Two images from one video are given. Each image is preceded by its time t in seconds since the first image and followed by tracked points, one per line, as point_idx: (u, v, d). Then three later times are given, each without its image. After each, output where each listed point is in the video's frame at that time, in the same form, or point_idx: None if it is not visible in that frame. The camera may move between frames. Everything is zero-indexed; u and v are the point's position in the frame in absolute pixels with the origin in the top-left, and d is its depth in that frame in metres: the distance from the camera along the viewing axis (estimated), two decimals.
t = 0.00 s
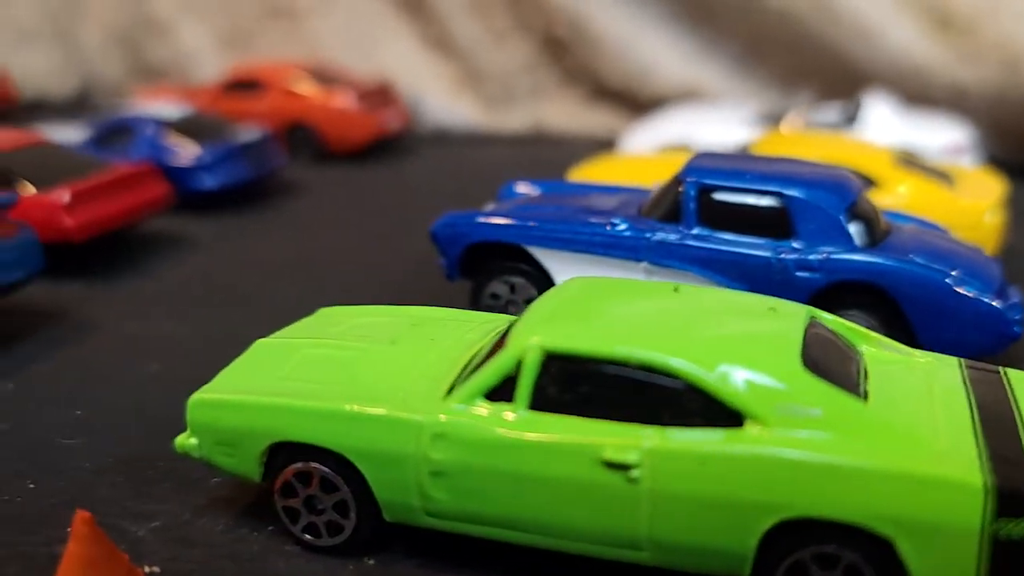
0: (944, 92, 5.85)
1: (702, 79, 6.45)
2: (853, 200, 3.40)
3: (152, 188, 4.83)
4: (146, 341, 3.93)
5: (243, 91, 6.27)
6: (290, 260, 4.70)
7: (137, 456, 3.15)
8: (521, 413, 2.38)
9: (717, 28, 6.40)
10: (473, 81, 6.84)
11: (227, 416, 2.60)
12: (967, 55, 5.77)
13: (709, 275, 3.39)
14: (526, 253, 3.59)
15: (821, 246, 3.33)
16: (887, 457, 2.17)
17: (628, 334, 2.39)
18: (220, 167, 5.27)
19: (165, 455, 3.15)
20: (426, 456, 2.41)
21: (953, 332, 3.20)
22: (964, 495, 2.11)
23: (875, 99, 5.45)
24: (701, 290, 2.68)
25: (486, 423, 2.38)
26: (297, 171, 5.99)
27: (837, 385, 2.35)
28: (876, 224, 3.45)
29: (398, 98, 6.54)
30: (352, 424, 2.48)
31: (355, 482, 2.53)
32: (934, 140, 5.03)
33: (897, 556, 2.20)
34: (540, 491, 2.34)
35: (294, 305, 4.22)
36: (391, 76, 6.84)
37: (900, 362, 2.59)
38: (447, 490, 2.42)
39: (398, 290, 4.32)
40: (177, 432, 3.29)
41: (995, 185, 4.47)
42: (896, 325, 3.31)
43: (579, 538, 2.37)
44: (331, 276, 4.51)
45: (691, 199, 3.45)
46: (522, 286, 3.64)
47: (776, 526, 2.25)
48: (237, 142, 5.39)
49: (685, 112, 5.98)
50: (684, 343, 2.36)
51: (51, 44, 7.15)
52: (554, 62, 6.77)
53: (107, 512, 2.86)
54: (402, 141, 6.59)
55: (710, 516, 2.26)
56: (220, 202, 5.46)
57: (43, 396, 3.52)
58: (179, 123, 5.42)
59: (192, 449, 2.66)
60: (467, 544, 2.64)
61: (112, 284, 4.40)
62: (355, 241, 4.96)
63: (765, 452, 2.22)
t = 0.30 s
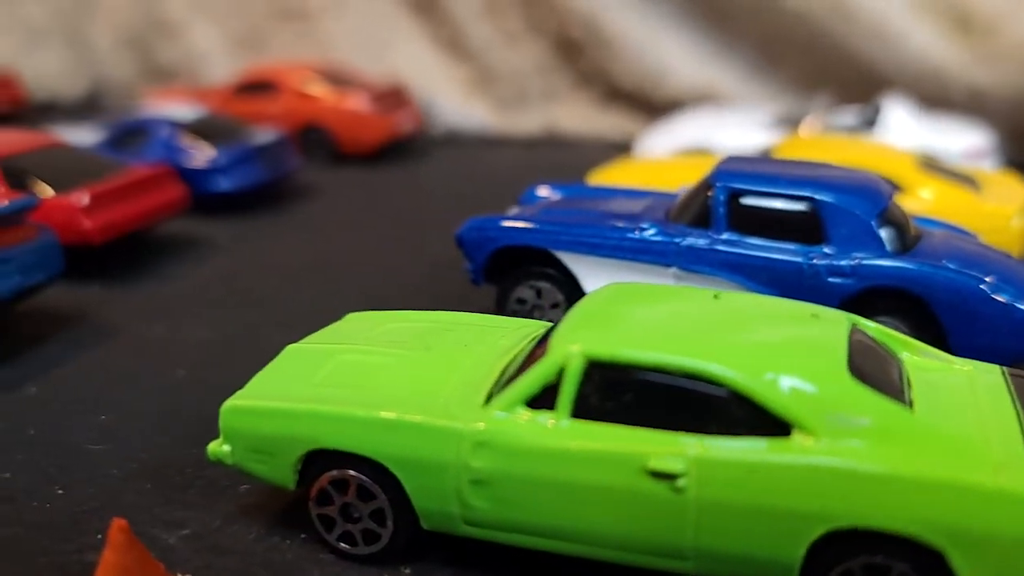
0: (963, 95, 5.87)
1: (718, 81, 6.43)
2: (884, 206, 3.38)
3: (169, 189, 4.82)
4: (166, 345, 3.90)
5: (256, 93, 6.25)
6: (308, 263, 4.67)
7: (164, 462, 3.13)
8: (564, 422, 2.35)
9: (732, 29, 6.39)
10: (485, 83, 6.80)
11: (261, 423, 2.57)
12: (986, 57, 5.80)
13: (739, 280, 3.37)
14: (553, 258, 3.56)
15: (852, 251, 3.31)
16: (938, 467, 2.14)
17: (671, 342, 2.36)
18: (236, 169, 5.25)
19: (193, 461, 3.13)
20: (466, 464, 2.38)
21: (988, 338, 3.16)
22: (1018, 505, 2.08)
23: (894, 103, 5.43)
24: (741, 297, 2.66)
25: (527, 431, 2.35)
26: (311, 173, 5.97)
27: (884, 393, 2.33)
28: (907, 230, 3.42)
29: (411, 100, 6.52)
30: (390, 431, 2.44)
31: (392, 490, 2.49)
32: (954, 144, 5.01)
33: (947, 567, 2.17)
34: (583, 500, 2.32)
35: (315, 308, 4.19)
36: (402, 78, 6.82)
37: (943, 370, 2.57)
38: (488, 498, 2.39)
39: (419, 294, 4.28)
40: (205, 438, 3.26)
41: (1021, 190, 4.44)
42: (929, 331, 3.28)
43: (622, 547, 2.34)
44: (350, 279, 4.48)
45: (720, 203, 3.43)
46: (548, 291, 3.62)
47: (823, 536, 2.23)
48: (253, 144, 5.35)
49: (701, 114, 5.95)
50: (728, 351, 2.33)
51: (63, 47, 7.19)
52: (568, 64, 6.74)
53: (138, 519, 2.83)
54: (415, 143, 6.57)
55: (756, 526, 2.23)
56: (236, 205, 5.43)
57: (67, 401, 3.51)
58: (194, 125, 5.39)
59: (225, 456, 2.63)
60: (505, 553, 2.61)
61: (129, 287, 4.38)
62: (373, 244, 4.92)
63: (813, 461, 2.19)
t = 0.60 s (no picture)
0: (992, 95, 5.96)
1: (743, 82, 6.42)
2: (930, 210, 3.31)
3: (195, 190, 4.78)
4: (195, 349, 3.85)
5: (274, 94, 6.21)
6: (335, 266, 4.61)
7: (202, 471, 3.07)
8: (624, 432, 2.30)
9: (753, 29, 6.38)
10: (503, 83, 6.76)
11: (308, 433, 2.51)
12: (1014, 57, 5.88)
13: (784, 285, 3.31)
14: (592, 262, 3.51)
15: (899, 256, 3.25)
16: (1014, 478, 2.08)
17: (733, 350, 2.31)
18: (258, 171, 5.20)
19: (231, 470, 3.07)
20: (522, 475, 2.33)
21: None
22: None
23: (922, 103, 5.38)
24: (797, 303, 2.61)
25: (586, 441, 2.30)
26: (331, 175, 5.92)
27: (953, 402, 2.27)
28: (953, 233, 3.36)
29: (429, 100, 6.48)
30: (444, 442, 2.39)
31: (445, 500, 2.44)
32: (985, 145, 4.96)
33: None
34: (646, 513, 2.27)
35: (344, 311, 4.13)
36: (420, 78, 6.76)
37: (1006, 377, 2.51)
38: (546, 510, 2.34)
39: (449, 296, 4.23)
40: (242, 446, 3.20)
41: None
42: (977, 334, 3.24)
43: (685, 560, 2.29)
44: (377, 282, 4.42)
45: (763, 208, 3.38)
46: (586, 295, 3.56)
47: (893, 549, 2.18)
48: (274, 146, 5.31)
49: (726, 115, 5.92)
50: (792, 359, 2.28)
51: (79, 48, 7.15)
52: (586, 65, 6.70)
53: (178, 530, 2.78)
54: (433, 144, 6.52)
55: (824, 539, 2.18)
56: (257, 208, 5.38)
57: (99, 409, 3.46)
58: (214, 127, 5.35)
59: (271, 466, 2.57)
60: (559, 565, 2.55)
61: (156, 290, 4.33)
62: (398, 247, 4.86)
63: (884, 473, 2.14)
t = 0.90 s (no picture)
0: None
1: (767, 85, 6.41)
2: (981, 215, 3.23)
3: (222, 194, 4.74)
4: (228, 355, 3.80)
5: (295, 96, 6.19)
6: (363, 269, 4.56)
7: (243, 480, 3.02)
8: (689, 443, 2.25)
9: (778, 30, 6.36)
10: (524, 85, 6.73)
11: (361, 443, 2.45)
12: None
13: (830, 290, 3.27)
14: (634, 266, 3.46)
15: (949, 261, 3.19)
16: None
17: (800, 359, 2.26)
18: (283, 174, 5.16)
19: (272, 479, 3.02)
20: (584, 486, 2.28)
21: None
22: None
23: (954, 105, 5.34)
24: (859, 310, 2.55)
25: (650, 452, 2.25)
26: (354, 177, 5.88)
27: None
28: (1004, 239, 3.28)
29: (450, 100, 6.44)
30: (503, 452, 2.33)
31: (503, 512, 2.39)
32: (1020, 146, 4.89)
33: None
34: (712, 525, 2.22)
35: (377, 315, 4.09)
36: (441, 79, 6.72)
37: None
38: (608, 522, 2.29)
39: (482, 300, 4.17)
40: (282, 454, 3.15)
41: None
42: None
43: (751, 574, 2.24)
44: (408, 286, 4.37)
45: (809, 212, 3.33)
46: (627, 300, 3.51)
47: (968, 564, 2.12)
48: (299, 149, 5.27)
49: (753, 118, 5.89)
50: (861, 368, 2.22)
51: (96, 49, 7.12)
52: (609, 66, 6.68)
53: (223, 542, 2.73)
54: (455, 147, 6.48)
55: (896, 553, 2.13)
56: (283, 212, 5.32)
57: (133, 416, 3.42)
58: (237, 129, 5.32)
59: (322, 476, 2.52)
60: None
61: (184, 295, 4.29)
62: (426, 251, 4.81)
63: (959, 486, 2.08)
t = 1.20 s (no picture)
0: None
1: (793, 89, 6.43)
2: None
3: (248, 199, 4.69)
4: (261, 360, 3.75)
5: (317, 98, 6.22)
6: (392, 276, 4.53)
7: (282, 490, 2.97)
8: (753, 458, 2.19)
9: (801, 34, 6.40)
10: (548, 89, 6.75)
11: (412, 457, 2.40)
12: None
13: (875, 300, 3.18)
14: (679, 277, 3.41)
15: (1001, 270, 3.06)
16: None
17: (866, 372, 2.20)
18: (307, 177, 5.09)
19: (313, 489, 2.97)
20: (644, 502, 2.22)
21: None
22: None
23: (984, 110, 5.32)
24: (921, 323, 2.50)
25: (714, 468, 2.19)
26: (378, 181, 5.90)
27: None
28: None
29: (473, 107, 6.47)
30: (561, 467, 2.28)
31: (559, 528, 2.34)
32: None
33: None
34: (777, 543, 2.16)
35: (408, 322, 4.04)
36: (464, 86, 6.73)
37: None
38: (669, 538, 2.23)
39: (515, 309, 4.13)
40: (321, 464, 3.10)
41: None
42: None
43: None
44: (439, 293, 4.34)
45: (854, 220, 3.26)
46: (667, 308, 3.46)
47: None
48: (322, 153, 5.22)
49: (779, 123, 5.89)
50: (930, 382, 2.17)
51: (113, 51, 7.18)
52: (632, 68, 6.70)
53: (267, 554, 2.68)
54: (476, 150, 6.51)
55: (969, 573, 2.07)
56: (304, 216, 5.25)
57: (167, 424, 3.37)
58: (260, 132, 5.29)
59: (372, 490, 2.47)
60: None
61: (212, 300, 4.24)
62: (454, 257, 4.78)
63: None
